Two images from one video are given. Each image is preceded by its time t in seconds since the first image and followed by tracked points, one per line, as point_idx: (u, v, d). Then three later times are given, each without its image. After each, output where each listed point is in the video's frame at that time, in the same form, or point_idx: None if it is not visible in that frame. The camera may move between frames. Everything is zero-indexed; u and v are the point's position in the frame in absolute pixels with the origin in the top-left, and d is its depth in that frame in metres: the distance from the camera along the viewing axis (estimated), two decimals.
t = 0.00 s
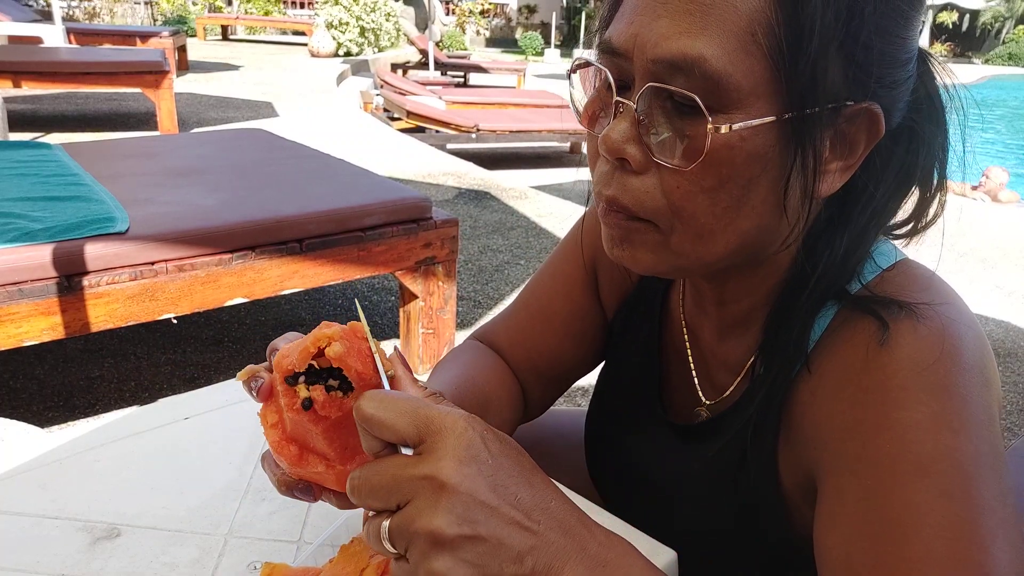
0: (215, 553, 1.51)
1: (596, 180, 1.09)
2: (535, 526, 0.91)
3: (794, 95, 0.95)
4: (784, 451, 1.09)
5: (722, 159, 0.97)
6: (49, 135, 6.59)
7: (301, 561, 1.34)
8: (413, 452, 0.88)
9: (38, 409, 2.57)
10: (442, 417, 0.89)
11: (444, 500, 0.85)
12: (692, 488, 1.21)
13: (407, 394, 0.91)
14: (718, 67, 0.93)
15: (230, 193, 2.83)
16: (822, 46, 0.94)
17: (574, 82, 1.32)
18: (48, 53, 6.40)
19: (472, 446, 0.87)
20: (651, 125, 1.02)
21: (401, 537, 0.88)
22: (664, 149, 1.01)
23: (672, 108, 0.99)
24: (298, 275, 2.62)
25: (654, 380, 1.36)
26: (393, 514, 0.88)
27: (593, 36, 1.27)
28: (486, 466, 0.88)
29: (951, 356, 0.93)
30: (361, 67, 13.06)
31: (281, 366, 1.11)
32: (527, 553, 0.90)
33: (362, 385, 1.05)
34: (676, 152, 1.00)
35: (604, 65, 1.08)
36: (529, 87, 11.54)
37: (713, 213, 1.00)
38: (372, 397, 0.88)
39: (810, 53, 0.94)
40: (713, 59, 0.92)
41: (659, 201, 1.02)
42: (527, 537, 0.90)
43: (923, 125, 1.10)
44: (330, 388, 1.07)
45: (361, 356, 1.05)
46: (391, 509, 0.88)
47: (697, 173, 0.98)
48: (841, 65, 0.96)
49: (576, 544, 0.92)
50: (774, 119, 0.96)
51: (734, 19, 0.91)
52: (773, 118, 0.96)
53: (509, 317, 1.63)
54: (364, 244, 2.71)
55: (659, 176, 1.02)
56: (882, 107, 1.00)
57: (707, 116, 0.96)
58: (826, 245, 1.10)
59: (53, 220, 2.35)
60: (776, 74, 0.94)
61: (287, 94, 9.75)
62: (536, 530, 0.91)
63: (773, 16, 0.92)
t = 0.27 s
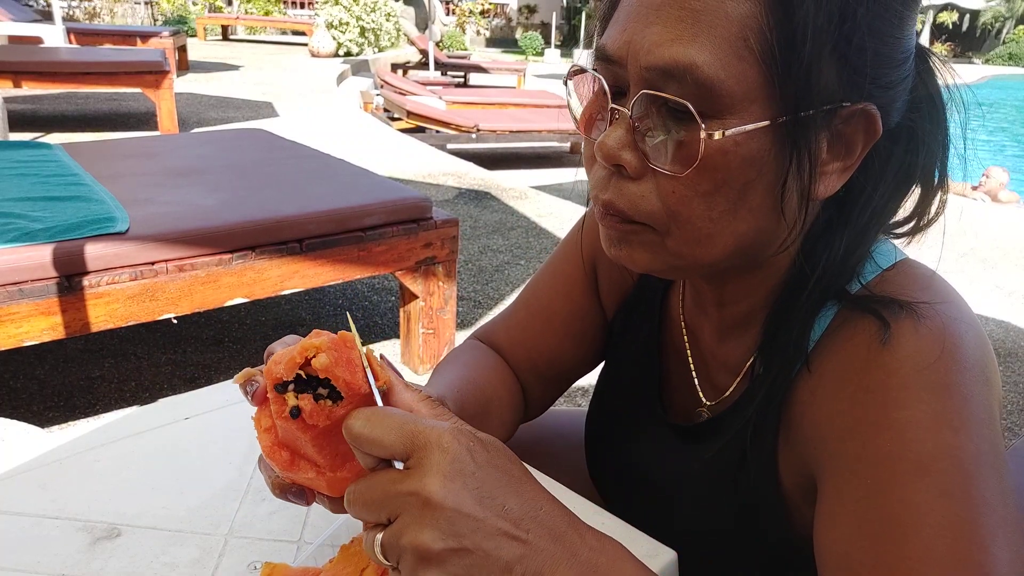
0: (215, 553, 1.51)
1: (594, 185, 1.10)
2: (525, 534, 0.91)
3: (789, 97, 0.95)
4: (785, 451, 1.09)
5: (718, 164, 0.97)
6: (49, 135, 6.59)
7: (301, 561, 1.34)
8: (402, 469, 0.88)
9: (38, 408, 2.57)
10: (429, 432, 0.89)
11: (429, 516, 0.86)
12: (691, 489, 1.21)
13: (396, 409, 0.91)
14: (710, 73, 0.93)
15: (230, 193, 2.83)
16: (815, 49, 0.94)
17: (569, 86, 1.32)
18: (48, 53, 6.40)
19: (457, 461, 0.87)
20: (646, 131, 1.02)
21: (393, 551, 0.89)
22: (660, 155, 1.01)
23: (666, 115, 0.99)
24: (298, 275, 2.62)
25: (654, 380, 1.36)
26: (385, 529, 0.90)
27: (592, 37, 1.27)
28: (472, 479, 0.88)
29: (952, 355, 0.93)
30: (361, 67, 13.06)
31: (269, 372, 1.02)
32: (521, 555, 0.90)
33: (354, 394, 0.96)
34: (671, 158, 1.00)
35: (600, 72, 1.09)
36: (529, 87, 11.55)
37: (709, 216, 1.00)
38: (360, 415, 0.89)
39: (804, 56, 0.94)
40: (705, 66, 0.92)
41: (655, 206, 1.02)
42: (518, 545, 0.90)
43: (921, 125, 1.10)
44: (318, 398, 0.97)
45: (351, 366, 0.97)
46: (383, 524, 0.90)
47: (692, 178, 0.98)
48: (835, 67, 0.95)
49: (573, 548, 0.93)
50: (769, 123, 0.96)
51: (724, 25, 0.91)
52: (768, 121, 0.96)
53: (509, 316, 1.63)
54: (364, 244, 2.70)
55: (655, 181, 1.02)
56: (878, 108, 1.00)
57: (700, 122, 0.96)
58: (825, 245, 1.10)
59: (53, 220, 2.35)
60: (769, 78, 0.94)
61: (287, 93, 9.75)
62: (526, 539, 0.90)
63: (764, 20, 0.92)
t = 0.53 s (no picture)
0: (215, 554, 1.51)
1: (593, 187, 1.10)
2: (520, 540, 0.90)
3: (788, 98, 0.94)
4: (785, 449, 1.09)
5: (716, 166, 0.97)
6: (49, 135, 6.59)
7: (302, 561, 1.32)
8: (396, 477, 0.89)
9: (39, 409, 2.56)
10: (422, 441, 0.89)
11: (422, 524, 0.86)
12: (691, 489, 1.21)
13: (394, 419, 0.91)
14: (707, 76, 0.92)
15: (230, 193, 2.82)
16: (812, 49, 0.93)
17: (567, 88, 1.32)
18: (48, 53, 6.40)
19: (449, 471, 0.87)
20: (644, 133, 1.02)
21: (391, 559, 0.90)
22: (659, 157, 1.01)
23: (665, 117, 0.99)
24: (298, 275, 2.62)
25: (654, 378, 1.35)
26: (382, 538, 0.90)
27: (591, 35, 1.26)
28: (464, 488, 0.87)
29: (955, 352, 0.93)
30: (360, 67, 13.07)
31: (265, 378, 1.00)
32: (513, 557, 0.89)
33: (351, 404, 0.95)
34: (670, 159, 1.00)
35: (598, 74, 1.08)
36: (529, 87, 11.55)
37: (708, 217, 1.00)
38: (355, 425, 0.89)
39: (799, 56, 0.93)
40: (702, 68, 0.92)
41: (654, 207, 1.02)
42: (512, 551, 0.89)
43: (921, 123, 1.10)
44: (316, 405, 0.96)
45: (349, 374, 0.97)
46: (381, 533, 0.90)
47: (690, 180, 0.99)
48: (833, 66, 0.95)
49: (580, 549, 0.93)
50: (767, 123, 0.95)
51: (720, 27, 0.91)
52: (766, 122, 0.95)
53: (509, 316, 1.62)
54: (364, 244, 2.70)
55: (654, 183, 1.02)
56: (876, 106, 1.00)
57: (698, 123, 0.96)
58: (825, 244, 1.09)
59: (53, 220, 2.35)
60: (767, 79, 0.94)
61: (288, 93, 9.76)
62: (520, 545, 0.90)
63: (761, 21, 0.92)
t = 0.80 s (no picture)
0: (215, 554, 1.51)
1: (591, 187, 1.10)
2: (520, 536, 0.91)
3: (785, 97, 0.94)
4: (783, 447, 1.09)
5: (711, 166, 0.97)
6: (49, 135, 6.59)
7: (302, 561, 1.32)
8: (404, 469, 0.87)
9: (39, 409, 2.57)
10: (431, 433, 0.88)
11: (435, 514, 0.85)
12: (689, 487, 1.21)
13: (397, 413, 0.89)
14: (702, 76, 0.92)
15: (230, 193, 2.83)
16: (807, 48, 0.93)
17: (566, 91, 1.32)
18: (48, 53, 6.40)
19: (457, 463, 0.87)
20: (640, 132, 1.02)
21: (396, 552, 0.88)
22: (656, 157, 1.01)
23: (663, 116, 0.99)
24: (298, 275, 2.62)
25: (651, 376, 1.36)
26: (387, 530, 0.88)
27: (589, 35, 1.26)
28: (472, 478, 0.88)
29: (951, 348, 0.93)
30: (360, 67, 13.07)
31: (273, 369, 0.99)
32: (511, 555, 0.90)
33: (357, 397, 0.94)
34: (667, 159, 1.00)
35: (596, 74, 1.08)
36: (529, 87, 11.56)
37: (703, 218, 1.00)
38: (365, 417, 0.85)
39: (794, 56, 0.93)
40: (697, 69, 0.92)
41: (650, 207, 1.03)
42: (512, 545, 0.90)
43: (920, 121, 1.10)
44: (322, 398, 0.96)
45: (357, 370, 0.94)
46: (385, 525, 0.88)
47: (686, 180, 0.99)
48: (827, 66, 0.95)
49: (572, 549, 0.94)
50: (763, 123, 0.95)
51: (715, 27, 0.91)
52: (761, 122, 0.95)
53: (510, 316, 1.62)
54: (364, 244, 2.70)
55: (651, 183, 1.02)
56: (873, 106, 1.00)
57: (693, 124, 0.96)
58: (823, 242, 1.09)
59: (53, 220, 2.35)
60: (763, 79, 0.94)
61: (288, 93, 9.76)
62: (521, 540, 0.91)
63: (756, 22, 0.91)
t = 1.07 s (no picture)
0: (215, 554, 1.51)
1: (588, 187, 1.10)
2: (517, 532, 0.91)
3: (774, 94, 0.95)
4: (781, 443, 1.09)
5: (703, 164, 0.97)
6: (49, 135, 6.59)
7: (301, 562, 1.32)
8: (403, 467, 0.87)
9: (39, 408, 2.57)
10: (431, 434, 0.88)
11: (434, 512, 0.85)
12: (688, 484, 1.22)
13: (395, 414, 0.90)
14: (692, 75, 0.93)
15: (230, 193, 2.83)
16: (793, 45, 0.94)
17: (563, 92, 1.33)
18: (48, 53, 6.40)
19: (457, 460, 0.88)
20: (634, 131, 1.01)
21: (395, 550, 0.88)
22: (648, 156, 1.01)
23: (655, 115, 0.99)
24: (298, 275, 2.62)
25: (649, 374, 1.36)
26: (386, 529, 0.88)
27: (587, 34, 1.26)
28: (471, 478, 0.88)
29: (950, 340, 0.93)
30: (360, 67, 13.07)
31: (265, 373, 0.98)
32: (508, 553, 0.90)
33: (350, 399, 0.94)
34: (659, 158, 1.00)
35: (590, 76, 1.09)
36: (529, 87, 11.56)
37: (696, 217, 1.00)
38: (365, 417, 0.86)
39: (781, 53, 0.93)
40: (687, 69, 0.92)
41: (644, 207, 1.03)
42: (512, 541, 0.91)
43: (917, 117, 1.09)
44: (315, 400, 0.96)
45: (349, 370, 0.95)
46: (384, 524, 0.88)
47: (679, 179, 0.99)
48: (817, 62, 0.96)
49: (571, 548, 0.94)
50: (754, 120, 0.96)
51: (702, 27, 0.91)
52: (753, 119, 0.96)
53: (511, 315, 1.62)
54: (364, 244, 2.70)
55: (644, 182, 1.02)
56: (865, 101, 1.00)
57: (683, 123, 0.96)
58: (820, 239, 1.09)
59: (53, 220, 2.35)
60: (752, 77, 0.94)
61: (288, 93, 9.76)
62: (518, 537, 0.91)
63: (745, 20, 0.91)
